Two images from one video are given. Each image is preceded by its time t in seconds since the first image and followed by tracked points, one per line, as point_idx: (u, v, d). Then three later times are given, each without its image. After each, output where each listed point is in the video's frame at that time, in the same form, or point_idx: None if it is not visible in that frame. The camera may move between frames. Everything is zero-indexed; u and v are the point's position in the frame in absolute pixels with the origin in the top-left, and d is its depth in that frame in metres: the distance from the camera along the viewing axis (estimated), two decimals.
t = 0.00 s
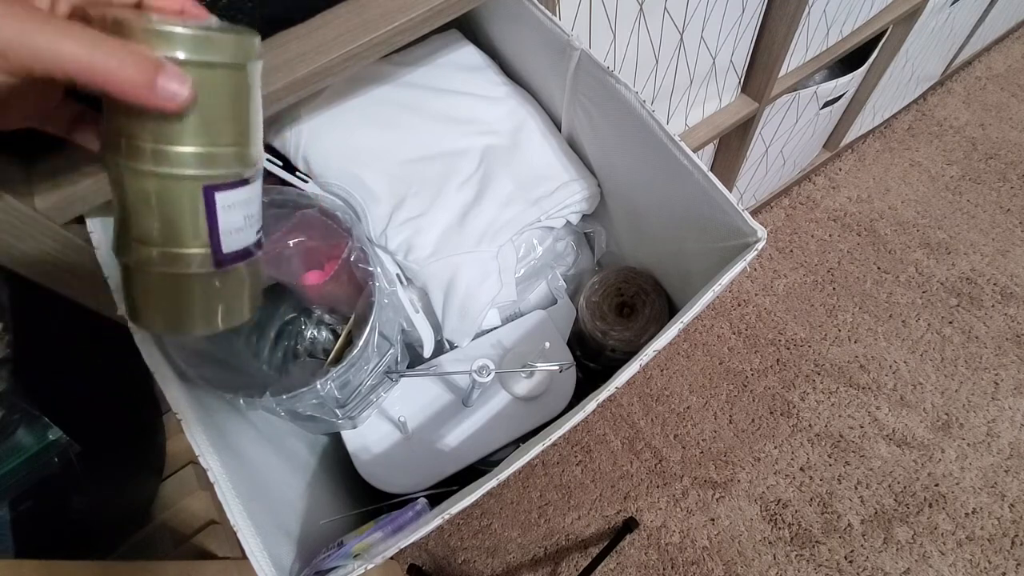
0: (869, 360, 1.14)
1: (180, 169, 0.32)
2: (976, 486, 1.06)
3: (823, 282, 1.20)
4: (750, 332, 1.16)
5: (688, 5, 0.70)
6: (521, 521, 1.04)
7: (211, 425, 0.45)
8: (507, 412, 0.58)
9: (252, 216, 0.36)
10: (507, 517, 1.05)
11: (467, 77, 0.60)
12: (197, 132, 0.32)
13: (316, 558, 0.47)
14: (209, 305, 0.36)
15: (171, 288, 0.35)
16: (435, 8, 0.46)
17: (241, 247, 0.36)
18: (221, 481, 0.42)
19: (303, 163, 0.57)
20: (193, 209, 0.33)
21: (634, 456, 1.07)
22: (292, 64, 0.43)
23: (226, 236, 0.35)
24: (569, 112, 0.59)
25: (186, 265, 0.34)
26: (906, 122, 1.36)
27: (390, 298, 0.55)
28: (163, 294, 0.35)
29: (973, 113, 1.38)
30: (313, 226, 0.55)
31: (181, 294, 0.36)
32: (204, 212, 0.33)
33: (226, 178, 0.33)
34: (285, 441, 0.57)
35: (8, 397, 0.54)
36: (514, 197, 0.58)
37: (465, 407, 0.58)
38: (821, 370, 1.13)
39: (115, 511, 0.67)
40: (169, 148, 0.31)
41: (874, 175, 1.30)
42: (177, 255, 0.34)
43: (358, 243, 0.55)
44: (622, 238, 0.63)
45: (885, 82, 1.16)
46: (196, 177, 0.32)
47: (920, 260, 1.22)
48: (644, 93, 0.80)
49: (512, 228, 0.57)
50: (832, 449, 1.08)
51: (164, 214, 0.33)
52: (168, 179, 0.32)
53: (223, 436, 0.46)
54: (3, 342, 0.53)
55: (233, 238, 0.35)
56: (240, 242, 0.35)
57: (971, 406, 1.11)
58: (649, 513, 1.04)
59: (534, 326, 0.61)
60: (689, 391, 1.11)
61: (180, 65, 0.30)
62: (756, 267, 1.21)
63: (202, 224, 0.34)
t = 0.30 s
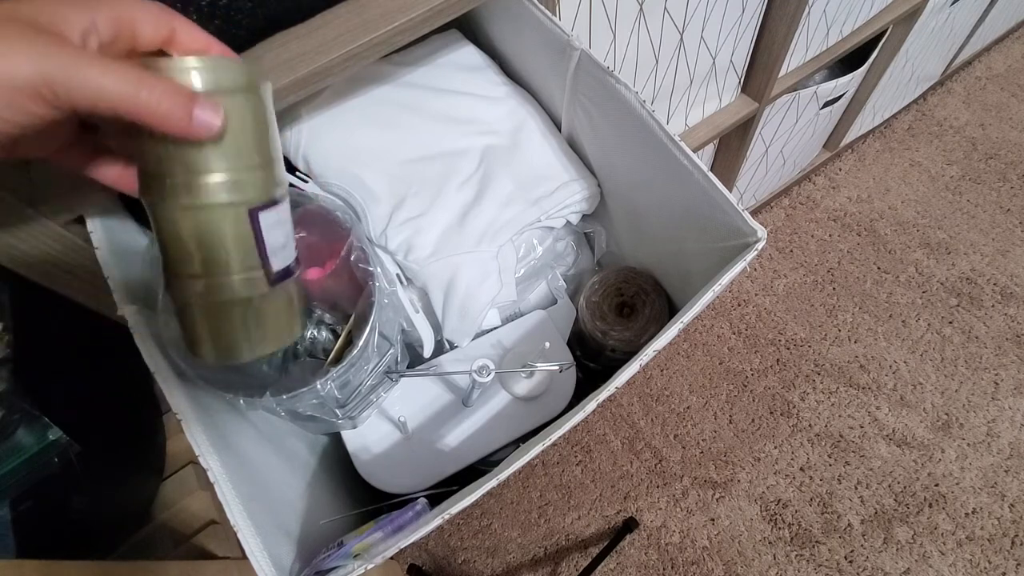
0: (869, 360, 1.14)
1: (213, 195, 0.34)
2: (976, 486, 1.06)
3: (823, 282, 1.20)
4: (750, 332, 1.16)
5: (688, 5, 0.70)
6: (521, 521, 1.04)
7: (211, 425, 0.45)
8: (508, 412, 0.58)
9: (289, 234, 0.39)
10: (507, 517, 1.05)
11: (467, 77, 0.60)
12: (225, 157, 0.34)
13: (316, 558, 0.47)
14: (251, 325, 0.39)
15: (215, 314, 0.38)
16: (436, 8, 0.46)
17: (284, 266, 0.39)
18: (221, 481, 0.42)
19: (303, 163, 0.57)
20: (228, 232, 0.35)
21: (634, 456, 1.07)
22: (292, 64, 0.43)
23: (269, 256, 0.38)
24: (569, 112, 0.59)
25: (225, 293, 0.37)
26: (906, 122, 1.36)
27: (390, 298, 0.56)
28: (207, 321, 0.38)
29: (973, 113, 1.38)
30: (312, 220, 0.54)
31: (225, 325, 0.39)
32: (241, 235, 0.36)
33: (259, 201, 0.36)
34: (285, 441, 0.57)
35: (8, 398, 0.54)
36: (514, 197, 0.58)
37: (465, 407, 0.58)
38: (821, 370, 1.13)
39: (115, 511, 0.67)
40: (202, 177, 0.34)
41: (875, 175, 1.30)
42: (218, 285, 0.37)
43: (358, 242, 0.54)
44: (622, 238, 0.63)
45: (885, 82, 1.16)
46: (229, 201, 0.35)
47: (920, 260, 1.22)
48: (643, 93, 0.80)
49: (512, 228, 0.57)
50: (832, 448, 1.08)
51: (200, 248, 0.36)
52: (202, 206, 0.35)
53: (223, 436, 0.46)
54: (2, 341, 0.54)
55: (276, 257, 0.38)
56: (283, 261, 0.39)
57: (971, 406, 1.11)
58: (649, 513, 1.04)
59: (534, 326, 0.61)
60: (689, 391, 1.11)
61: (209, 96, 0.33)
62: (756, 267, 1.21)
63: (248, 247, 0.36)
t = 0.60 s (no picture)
0: (869, 360, 1.14)
1: (175, 113, 0.30)
2: (976, 486, 1.06)
3: (823, 282, 1.20)
4: (750, 332, 1.16)
5: (688, 5, 0.70)
6: (521, 521, 1.04)
7: (212, 425, 0.45)
8: (507, 412, 0.58)
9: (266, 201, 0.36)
10: (507, 517, 1.05)
11: (467, 77, 0.60)
12: (188, 71, 0.30)
13: (316, 558, 0.47)
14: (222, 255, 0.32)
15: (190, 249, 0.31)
16: (435, 8, 0.46)
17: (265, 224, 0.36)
18: (221, 481, 0.42)
19: (303, 163, 0.57)
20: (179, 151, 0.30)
21: (634, 456, 1.07)
22: (292, 64, 0.43)
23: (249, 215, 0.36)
24: (569, 112, 0.59)
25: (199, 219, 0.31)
26: (906, 122, 1.36)
27: (390, 298, 0.56)
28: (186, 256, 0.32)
29: (973, 113, 1.38)
30: (310, 224, 0.54)
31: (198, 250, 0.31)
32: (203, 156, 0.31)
33: (228, 123, 0.32)
34: (285, 441, 0.57)
35: (8, 398, 0.53)
36: (515, 197, 0.58)
37: (465, 407, 0.58)
38: (821, 370, 1.13)
39: (115, 510, 0.67)
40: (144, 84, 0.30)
41: (874, 175, 1.30)
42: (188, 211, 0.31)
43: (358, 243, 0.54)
44: (622, 238, 0.63)
45: (885, 82, 1.16)
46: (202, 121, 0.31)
47: (920, 260, 1.22)
48: (643, 93, 0.80)
49: (512, 228, 0.57)
50: (832, 448, 1.08)
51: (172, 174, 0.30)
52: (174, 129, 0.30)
53: (223, 436, 0.46)
54: (2, 340, 0.53)
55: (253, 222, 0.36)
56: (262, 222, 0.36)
57: (971, 406, 1.11)
58: (649, 513, 1.04)
59: (534, 326, 0.61)
60: (689, 391, 1.11)
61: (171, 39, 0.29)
62: (756, 267, 1.21)
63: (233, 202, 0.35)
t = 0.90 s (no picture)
0: (869, 360, 1.14)
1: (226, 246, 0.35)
2: (976, 486, 1.06)
3: (823, 282, 1.20)
4: (750, 332, 1.16)
5: (688, 5, 0.70)
6: (521, 521, 1.04)
7: (213, 425, 0.45)
8: (508, 412, 0.58)
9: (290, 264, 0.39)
10: (507, 517, 1.05)
11: (467, 78, 0.60)
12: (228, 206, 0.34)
13: (316, 558, 0.47)
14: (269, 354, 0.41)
15: (233, 346, 0.40)
16: (435, 8, 0.46)
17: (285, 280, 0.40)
18: (221, 481, 0.42)
19: (303, 163, 0.57)
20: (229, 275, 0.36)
21: (634, 456, 1.07)
22: (292, 64, 0.43)
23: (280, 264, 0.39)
24: (569, 112, 0.59)
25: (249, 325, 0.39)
26: (906, 122, 1.36)
27: (390, 298, 0.56)
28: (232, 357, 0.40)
29: (973, 113, 1.38)
30: (316, 216, 0.53)
31: (235, 346, 0.40)
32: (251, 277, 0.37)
33: (267, 238, 0.36)
34: (285, 441, 0.57)
35: (8, 397, 0.54)
36: (515, 197, 0.58)
37: (465, 407, 0.58)
38: (821, 370, 1.13)
39: (116, 510, 0.67)
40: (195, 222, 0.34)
41: (874, 175, 1.30)
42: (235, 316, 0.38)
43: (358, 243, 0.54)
44: (622, 238, 0.63)
45: (885, 82, 1.16)
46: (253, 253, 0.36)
47: (919, 260, 1.22)
48: (644, 93, 0.80)
49: (512, 228, 0.57)
50: (832, 449, 1.08)
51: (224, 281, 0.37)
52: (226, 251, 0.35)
53: (224, 436, 0.46)
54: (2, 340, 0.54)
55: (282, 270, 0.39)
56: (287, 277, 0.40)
57: (971, 406, 1.11)
58: (649, 513, 1.04)
59: (534, 326, 0.61)
60: (689, 391, 1.11)
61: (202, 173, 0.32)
62: (756, 267, 1.21)
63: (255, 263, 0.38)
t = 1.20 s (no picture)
0: (869, 360, 1.14)
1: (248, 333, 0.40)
2: (976, 486, 1.06)
3: (823, 282, 1.20)
4: (750, 332, 1.16)
5: (688, 5, 0.70)
6: (521, 521, 1.04)
7: (213, 425, 0.45)
8: (508, 412, 0.58)
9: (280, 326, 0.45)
10: (507, 517, 1.05)
11: (467, 77, 0.60)
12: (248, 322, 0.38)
13: (316, 558, 0.47)
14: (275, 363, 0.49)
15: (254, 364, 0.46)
16: (435, 8, 0.46)
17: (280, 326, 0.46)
18: (221, 481, 0.42)
19: (303, 163, 0.57)
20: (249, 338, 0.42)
21: (634, 456, 1.07)
22: (292, 65, 0.43)
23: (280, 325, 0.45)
24: (569, 112, 0.59)
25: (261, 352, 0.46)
26: (906, 122, 1.36)
27: (390, 298, 0.56)
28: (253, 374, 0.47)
29: (973, 113, 1.38)
30: (314, 215, 0.56)
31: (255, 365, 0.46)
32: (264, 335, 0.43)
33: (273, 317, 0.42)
34: (286, 441, 0.57)
35: (9, 398, 0.56)
36: (515, 197, 0.58)
37: (465, 407, 0.58)
38: (821, 370, 1.13)
39: (118, 510, 0.66)
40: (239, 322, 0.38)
41: (874, 175, 1.30)
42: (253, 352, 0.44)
43: (359, 242, 0.55)
44: (622, 238, 0.63)
45: (885, 83, 1.16)
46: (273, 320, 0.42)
47: (919, 260, 1.22)
48: (643, 93, 0.80)
49: (512, 228, 0.57)
50: (832, 449, 1.08)
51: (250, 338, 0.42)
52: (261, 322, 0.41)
53: (224, 436, 0.46)
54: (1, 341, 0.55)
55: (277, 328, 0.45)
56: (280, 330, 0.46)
57: (971, 406, 1.11)
58: (649, 513, 1.04)
59: (534, 326, 0.61)
60: (689, 391, 1.11)
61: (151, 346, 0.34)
62: (756, 267, 1.21)
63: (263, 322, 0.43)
